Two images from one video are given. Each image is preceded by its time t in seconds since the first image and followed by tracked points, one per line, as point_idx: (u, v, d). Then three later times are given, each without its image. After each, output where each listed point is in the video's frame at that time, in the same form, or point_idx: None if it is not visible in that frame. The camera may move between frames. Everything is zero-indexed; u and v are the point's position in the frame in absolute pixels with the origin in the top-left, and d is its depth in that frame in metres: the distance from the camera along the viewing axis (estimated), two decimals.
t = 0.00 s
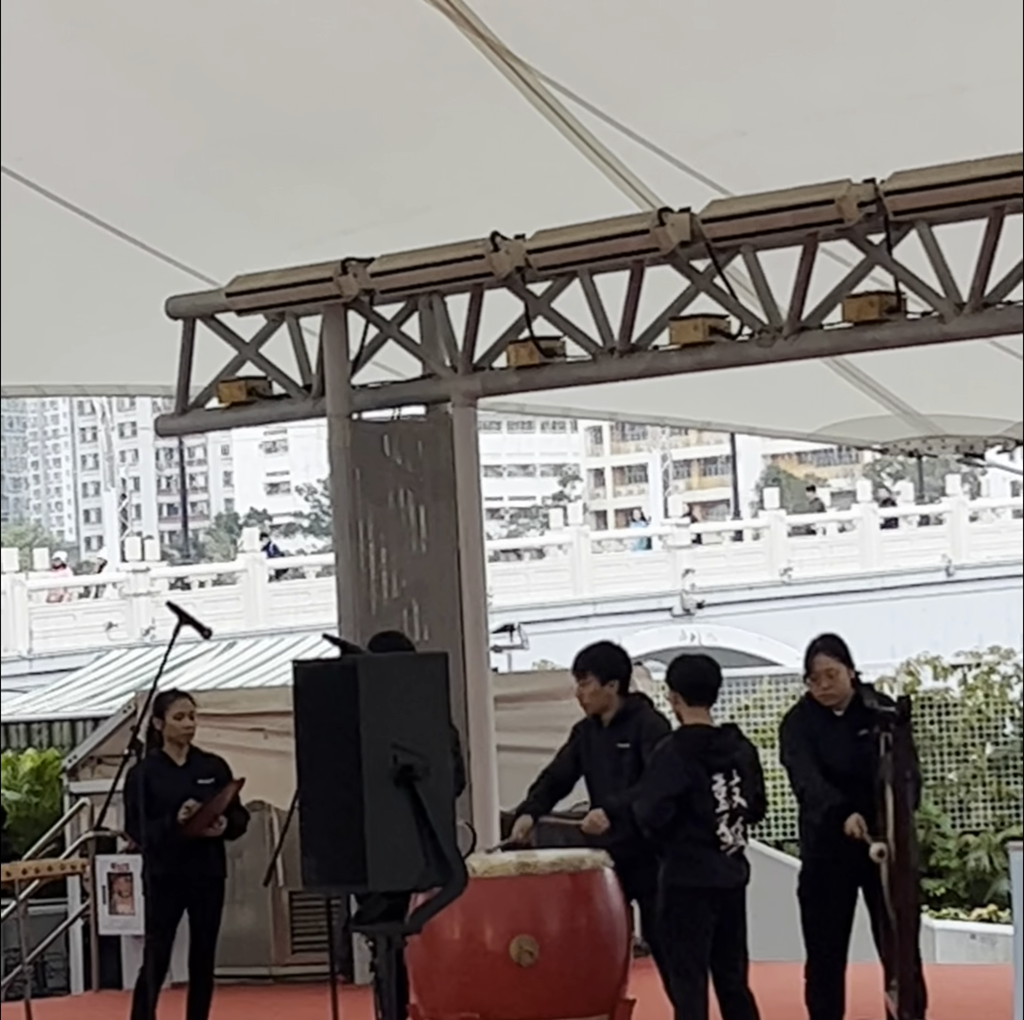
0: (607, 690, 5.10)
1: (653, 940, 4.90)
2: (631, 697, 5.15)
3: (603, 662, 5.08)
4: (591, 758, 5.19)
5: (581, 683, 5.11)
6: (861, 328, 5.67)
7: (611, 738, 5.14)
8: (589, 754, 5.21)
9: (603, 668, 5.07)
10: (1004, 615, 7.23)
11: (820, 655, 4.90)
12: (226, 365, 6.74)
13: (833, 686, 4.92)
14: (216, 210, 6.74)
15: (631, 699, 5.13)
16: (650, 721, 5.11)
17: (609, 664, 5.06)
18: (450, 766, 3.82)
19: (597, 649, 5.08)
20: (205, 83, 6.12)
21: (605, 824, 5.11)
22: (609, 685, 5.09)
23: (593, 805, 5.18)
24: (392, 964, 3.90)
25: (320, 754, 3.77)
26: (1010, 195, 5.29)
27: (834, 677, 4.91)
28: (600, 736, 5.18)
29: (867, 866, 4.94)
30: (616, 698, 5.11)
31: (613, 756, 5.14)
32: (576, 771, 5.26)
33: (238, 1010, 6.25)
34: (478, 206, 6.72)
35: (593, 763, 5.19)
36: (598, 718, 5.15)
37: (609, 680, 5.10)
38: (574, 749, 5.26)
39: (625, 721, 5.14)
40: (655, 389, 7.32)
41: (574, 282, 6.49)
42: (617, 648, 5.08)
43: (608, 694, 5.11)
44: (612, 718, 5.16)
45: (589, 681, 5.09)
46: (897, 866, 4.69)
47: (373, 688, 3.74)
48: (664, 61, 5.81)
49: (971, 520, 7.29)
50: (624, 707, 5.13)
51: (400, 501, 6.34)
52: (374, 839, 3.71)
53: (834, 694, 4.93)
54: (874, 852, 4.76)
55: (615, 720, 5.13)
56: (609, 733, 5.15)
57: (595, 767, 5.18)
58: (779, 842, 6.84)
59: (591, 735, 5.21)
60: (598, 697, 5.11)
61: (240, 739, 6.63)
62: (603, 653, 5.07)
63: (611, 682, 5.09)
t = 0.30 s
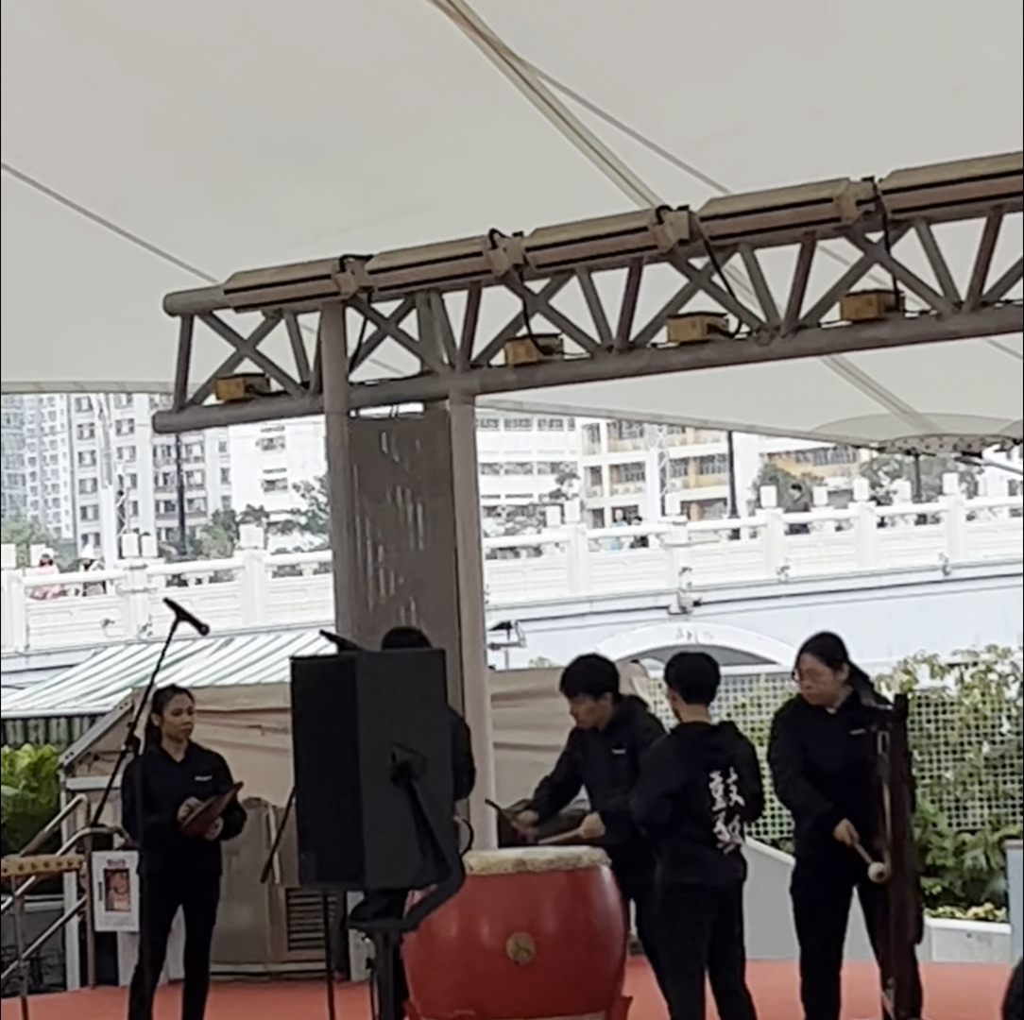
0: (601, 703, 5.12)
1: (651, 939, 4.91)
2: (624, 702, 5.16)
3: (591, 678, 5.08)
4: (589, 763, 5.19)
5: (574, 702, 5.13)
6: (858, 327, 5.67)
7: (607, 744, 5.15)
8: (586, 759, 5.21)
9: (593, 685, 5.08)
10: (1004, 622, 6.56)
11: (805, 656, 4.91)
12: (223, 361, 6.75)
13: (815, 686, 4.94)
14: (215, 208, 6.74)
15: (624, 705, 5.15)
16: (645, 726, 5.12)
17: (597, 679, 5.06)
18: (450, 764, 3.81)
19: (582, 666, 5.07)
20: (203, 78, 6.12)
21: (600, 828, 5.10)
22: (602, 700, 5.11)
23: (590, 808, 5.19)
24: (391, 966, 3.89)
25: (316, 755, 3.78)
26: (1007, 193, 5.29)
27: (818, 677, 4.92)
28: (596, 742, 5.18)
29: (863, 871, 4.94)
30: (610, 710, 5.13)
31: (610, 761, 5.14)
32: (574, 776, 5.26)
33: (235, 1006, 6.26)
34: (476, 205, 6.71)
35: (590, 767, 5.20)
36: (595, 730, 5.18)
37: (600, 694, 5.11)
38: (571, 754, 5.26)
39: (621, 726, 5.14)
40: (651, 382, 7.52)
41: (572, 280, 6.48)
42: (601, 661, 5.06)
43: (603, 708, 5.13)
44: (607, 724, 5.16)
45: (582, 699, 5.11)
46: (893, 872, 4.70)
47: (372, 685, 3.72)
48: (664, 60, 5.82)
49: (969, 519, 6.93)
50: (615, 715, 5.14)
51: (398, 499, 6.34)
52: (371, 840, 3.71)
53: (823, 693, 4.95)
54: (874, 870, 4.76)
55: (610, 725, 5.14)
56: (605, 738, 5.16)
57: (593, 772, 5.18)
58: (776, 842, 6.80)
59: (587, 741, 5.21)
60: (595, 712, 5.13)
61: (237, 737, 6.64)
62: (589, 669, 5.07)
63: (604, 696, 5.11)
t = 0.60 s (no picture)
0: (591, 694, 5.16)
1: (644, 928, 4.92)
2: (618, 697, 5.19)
3: (576, 674, 5.14)
4: (581, 755, 5.23)
5: (563, 698, 5.19)
6: (853, 317, 5.67)
7: (601, 736, 5.18)
8: (579, 751, 5.25)
9: (577, 679, 5.14)
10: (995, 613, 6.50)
11: (791, 646, 4.94)
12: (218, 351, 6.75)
13: (799, 676, 4.98)
14: (211, 197, 6.73)
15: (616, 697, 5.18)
16: (638, 717, 5.16)
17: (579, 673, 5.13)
18: (443, 755, 3.82)
19: (563, 663, 5.15)
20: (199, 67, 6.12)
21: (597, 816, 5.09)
22: (590, 692, 5.16)
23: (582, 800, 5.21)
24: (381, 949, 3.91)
25: (310, 739, 3.78)
26: (1003, 182, 5.29)
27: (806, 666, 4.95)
28: (588, 736, 5.21)
29: (860, 860, 4.95)
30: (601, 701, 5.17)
31: (602, 753, 5.17)
32: (567, 767, 5.32)
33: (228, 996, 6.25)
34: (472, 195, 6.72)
35: (583, 759, 5.23)
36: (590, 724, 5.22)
37: (588, 687, 5.16)
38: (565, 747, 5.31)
39: (614, 718, 5.17)
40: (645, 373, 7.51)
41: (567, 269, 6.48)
42: (582, 657, 5.13)
43: (593, 701, 5.17)
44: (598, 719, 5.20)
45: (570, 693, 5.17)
46: (887, 857, 4.70)
47: (365, 674, 3.73)
48: (661, 51, 5.84)
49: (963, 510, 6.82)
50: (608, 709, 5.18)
51: (393, 489, 6.35)
52: (364, 826, 3.71)
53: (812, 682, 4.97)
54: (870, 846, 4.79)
55: (604, 718, 5.17)
56: (598, 731, 5.18)
57: (585, 764, 5.21)
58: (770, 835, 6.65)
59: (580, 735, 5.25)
60: (584, 705, 5.18)
61: (233, 725, 6.60)
62: (570, 665, 5.14)
63: (592, 689, 5.16)
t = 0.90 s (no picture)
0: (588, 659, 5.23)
1: (629, 913, 4.92)
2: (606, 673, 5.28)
3: (577, 637, 5.20)
4: (564, 731, 5.30)
5: (564, 659, 5.23)
6: (838, 302, 5.67)
7: (584, 712, 5.26)
8: (561, 725, 5.33)
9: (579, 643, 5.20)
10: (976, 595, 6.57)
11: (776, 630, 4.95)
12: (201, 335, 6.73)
13: (786, 661, 4.98)
14: (194, 181, 6.71)
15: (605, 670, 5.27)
16: (622, 695, 5.21)
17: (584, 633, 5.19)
18: (428, 741, 3.87)
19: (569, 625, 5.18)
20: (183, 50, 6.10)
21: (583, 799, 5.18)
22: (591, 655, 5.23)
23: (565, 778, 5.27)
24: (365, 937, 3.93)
25: (296, 722, 3.84)
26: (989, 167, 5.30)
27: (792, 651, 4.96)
28: (572, 710, 5.30)
29: (843, 845, 4.97)
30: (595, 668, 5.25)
31: (586, 730, 5.24)
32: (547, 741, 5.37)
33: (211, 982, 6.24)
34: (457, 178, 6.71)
35: (567, 736, 5.30)
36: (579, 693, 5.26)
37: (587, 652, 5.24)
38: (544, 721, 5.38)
39: (599, 696, 5.25)
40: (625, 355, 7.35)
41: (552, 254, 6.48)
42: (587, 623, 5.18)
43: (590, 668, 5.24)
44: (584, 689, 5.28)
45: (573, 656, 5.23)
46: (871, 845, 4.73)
47: (350, 659, 3.80)
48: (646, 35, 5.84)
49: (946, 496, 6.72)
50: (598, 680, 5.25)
51: (377, 473, 6.35)
52: (347, 808, 3.77)
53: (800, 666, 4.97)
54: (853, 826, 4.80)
55: (589, 692, 5.24)
56: (583, 707, 5.26)
57: (567, 739, 5.28)
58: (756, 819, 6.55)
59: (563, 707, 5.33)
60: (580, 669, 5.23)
61: (215, 709, 6.62)
62: (576, 628, 5.19)
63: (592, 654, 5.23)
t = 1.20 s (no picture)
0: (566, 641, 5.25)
1: (606, 899, 4.94)
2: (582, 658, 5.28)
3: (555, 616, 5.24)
4: (539, 716, 5.28)
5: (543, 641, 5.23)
6: (814, 288, 5.68)
7: (559, 696, 5.23)
8: (537, 711, 5.30)
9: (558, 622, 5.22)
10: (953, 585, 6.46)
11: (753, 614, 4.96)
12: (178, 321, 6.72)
13: (763, 646, 4.99)
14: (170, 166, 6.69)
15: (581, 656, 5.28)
16: (597, 678, 5.19)
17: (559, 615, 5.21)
18: (402, 725, 3.91)
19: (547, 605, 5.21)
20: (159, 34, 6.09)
21: (555, 781, 5.15)
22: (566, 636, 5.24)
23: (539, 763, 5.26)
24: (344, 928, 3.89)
25: (272, 708, 3.85)
26: (965, 155, 5.28)
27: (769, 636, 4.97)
28: (548, 694, 5.27)
29: (819, 830, 4.99)
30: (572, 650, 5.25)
31: (561, 714, 5.22)
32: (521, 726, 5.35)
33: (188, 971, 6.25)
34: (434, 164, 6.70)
35: (542, 721, 5.28)
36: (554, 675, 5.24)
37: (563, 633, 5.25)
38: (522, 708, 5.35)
39: (574, 679, 5.23)
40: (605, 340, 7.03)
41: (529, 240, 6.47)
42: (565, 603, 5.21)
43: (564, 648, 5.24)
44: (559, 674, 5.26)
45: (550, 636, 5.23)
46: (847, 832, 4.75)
47: (327, 644, 3.82)
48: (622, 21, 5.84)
49: (922, 482, 6.62)
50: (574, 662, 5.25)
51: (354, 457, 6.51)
52: (327, 795, 3.79)
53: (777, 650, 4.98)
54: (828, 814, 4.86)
55: (564, 675, 5.23)
56: (558, 691, 5.25)
57: (543, 724, 5.26)
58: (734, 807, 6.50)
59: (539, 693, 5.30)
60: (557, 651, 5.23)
61: (190, 696, 6.39)
62: (553, 607, 5.21)
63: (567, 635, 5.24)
